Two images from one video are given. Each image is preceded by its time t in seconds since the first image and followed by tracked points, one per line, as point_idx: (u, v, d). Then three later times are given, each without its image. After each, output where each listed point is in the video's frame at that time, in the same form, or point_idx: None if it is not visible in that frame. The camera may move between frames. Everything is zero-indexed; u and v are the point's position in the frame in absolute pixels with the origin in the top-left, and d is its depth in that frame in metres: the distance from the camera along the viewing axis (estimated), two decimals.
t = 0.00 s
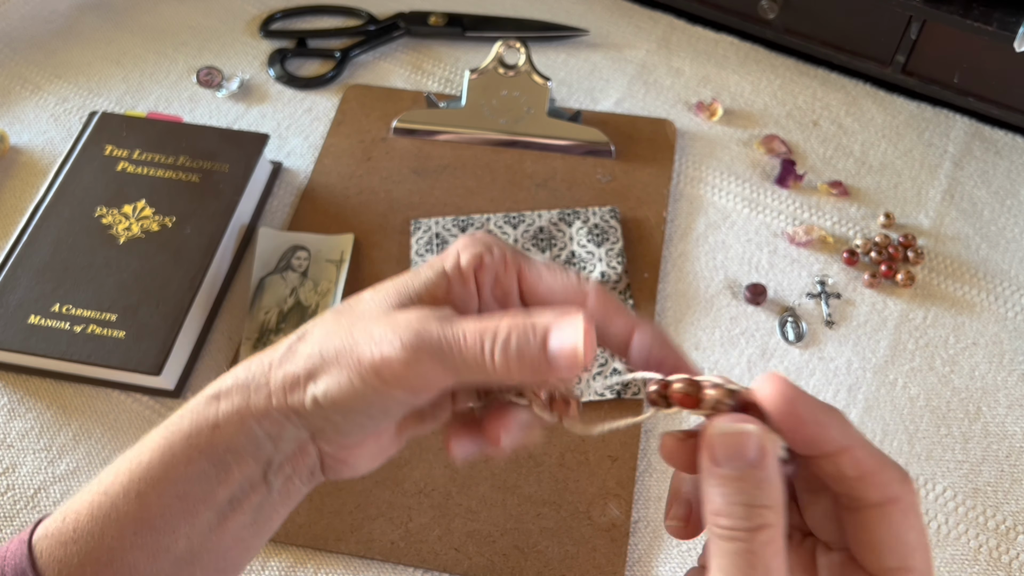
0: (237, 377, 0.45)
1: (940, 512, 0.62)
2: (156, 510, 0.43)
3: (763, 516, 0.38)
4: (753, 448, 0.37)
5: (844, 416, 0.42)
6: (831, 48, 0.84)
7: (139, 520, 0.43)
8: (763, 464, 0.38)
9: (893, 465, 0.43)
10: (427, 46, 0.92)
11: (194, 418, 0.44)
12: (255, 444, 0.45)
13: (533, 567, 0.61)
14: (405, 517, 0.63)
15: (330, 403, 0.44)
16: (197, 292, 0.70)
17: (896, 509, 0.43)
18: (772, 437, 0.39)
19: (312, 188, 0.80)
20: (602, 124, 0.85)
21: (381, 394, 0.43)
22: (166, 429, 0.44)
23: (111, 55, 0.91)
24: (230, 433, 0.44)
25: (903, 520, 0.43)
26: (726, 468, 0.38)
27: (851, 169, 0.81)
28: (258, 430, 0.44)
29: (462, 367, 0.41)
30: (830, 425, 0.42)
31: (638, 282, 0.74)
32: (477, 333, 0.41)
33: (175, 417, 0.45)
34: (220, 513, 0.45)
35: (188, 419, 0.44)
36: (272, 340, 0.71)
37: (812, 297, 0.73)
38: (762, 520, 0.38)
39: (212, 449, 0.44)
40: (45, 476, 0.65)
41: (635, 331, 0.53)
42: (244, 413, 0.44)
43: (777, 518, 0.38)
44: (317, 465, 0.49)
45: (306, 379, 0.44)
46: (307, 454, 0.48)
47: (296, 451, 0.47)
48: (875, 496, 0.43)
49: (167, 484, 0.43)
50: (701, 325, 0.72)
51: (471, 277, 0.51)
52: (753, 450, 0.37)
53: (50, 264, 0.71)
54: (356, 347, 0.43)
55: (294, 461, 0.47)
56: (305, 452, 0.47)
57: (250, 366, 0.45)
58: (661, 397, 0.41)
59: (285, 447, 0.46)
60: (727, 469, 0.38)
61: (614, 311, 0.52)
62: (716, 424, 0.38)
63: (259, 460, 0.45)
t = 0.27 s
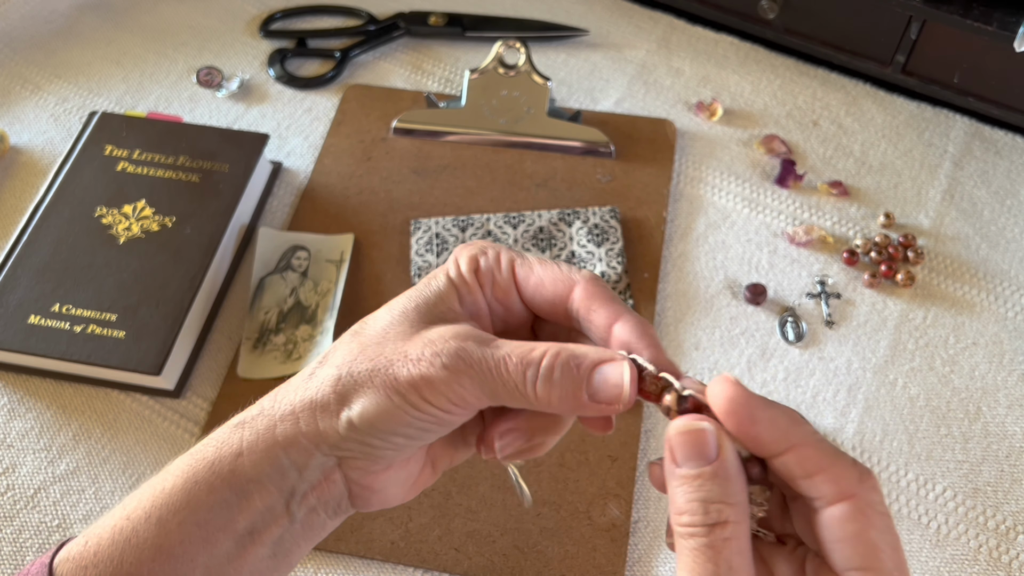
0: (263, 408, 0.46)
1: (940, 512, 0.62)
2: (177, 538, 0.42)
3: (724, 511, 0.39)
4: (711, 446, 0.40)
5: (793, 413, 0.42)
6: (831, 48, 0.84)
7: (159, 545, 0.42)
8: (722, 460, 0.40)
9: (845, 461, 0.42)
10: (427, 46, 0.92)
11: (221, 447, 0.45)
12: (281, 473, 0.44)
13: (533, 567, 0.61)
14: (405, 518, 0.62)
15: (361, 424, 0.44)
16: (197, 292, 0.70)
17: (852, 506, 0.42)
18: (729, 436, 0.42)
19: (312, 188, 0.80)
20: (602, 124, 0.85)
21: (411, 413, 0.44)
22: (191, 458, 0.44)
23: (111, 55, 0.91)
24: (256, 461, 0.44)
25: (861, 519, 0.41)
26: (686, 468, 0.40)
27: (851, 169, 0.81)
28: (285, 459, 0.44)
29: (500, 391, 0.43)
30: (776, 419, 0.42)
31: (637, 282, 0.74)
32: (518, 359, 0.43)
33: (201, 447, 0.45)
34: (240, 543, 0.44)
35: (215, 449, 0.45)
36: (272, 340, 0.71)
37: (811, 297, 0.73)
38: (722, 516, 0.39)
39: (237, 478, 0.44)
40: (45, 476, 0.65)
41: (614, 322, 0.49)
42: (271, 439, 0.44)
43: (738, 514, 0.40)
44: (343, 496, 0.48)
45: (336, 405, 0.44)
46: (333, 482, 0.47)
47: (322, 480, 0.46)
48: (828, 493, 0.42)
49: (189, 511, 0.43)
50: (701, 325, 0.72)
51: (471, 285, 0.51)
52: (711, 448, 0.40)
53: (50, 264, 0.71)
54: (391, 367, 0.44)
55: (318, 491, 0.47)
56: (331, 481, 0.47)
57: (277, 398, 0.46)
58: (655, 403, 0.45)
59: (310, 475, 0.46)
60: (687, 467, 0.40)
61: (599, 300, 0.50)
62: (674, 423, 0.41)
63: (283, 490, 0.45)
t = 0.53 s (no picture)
0: (264, 426, 0.46)
1: (940, 512, 0.62)
2: (178, 555, 0.42)
3: (715, 490, 0.41)
4: (706, 424, 0.41)
5: (814, 405, 0.44)
6: (831, 48, 0.84)
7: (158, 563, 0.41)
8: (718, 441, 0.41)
9: (865, 451, 0.43)
10: (427, 46, 0.92)
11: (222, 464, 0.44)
12: (282, 493, 0.44)
13: (533, 567, 0.61)
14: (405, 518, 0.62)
15: (350, 433, 0.43)
16: (197, 292, 0.70)
17: (868, 496, 0.42)
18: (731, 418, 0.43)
19: (312, 188, 0.80)
20: (602, 124, 0.85)
21: (399, 415, 0.43)
22: (192, 475, 0.44)
23: (110, 55, 0.91)
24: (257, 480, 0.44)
25: (877, 510, 0.42)
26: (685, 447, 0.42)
27: (851, 169, 0.81)
28: (286, 478, 0.44)
29: (484, 368, 0.44)
30: (789, 414, 0.43)
31: (637, 282, 0.74)
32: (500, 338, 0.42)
33: (203, 462, 0.45)
34: (241, 561, 0.44)
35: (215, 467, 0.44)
36: (272, 340, 0.71)
37: (811, 297, 0.73)
38: (714, 494, 0.41)
39: (238, 496, 0.43)
40: (45, 476, 0.65)
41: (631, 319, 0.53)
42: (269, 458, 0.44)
43: (731, 493, 0.41)
44: (344, 514, 0.48)
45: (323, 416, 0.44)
46: (335, 501, 0.47)
47: (324, 499, 0.46)
48: (846, 482, 0.42)
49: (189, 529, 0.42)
50: (701, 325, 0.72)
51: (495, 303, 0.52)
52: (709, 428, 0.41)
53: (50, 264, 0.71)
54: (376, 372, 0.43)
55: (320, 510, 0.47)
56: (332, 501, 0.47)
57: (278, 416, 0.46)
58: (657, 392, 0.47)
59: (311, 494, 0.45)
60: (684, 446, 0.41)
61: (619, 297, 0.54)
62: (676, 402, 0.43)
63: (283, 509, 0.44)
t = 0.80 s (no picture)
0: (274, 402, 0.46)
1: (940, 512, 0.62)
2: (185, 531, 0.42)
3: (744, 507, 0.41)
4: (733, 442, 0.41)
5: (821, 419, 0.44)
6: (831, 48, 0.84)
7: (166, 539, 0.42)
8: (746, 458, 0.41)
9: (872, 472, 0.43)
10: (427, 46, 0.92)
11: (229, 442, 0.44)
12: (291, 470, 0.44)
13: (533, 567, 0.61)
14: (405, 518, 0.63)
15: (373, 423, 0.44)
16: (197, 292, 0.70)
17: (873, 518, 0.42)
18: (753, 433, 0.43)
19: (312, 188, 0.80)
20: (602, 124, 0.85)
21: (425, 416, 0.44)
22: (198, 451, 0.44)
23: (111, 55, 0.91)
24: (265, 459, 0.44)
25: (882, 532, 0.42)
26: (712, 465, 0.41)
27: (851, 169, 0.81)
28: (295, 456, 0.44)
29: (523, 385, 0.43)
30: (797, 427, 0.43)
31: (637, 282, 0.74)
32: (546, 360, 0.43)
33: (209, 438, 0.45)
34: (248, 537, 0.44)
35: (223, 444, 0.44)
36: (272, 340, 0.71)
37: (811, 297, 0.73)
38: (743, 512, 0.41)
39: (245, 474, 0.44)
40: (45, 476, 0.65)
41: (647, 324, 0.52)
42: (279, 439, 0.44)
43: (758, 509, 0.41)
44: (353, 492, 0.49)
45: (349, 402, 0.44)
46: (344, 479, 0.48)
47: (333, 476, 0.47)
48: (848, 502, 0.43)
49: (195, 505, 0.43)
50: (700, 325, 0.72)
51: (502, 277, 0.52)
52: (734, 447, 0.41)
53: (50, 264, 0.71)
54: (405, 367, 0.44)
55: (330, 486, 0.47)
56: (342, 477, 0.47)
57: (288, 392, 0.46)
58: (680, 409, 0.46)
59: (322, 471, 0.46)
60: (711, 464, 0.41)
61: (633, 303, 0.53)
62: (699, 419, 0.42)
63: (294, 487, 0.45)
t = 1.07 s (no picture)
0: (277, 408, 0.46)
1: (940, 512, 0.62)
2: (188, 536, 0.42)
3: (731, 508, 0.43)
4: (721, 446, 0.43)
5: (799, 424, 0.45)
6: (831, 48, 0.84)
7: (168, 542, 0.41)
8: (732, 460, 0.43)
9: (850, 475, 0.45)
10: (427, 46, 0.92)
11: (233, 447, 0.44)
12: (294, 476, 0.44)
13: (533, 567, 0.61)
14: (405, 518, 0.63)
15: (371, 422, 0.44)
16: (197, 292, 0.70)
17: (854, 518, 0.44)
18: (736, 434, 0.45)
19: (312, 188, 0.80)
20: (602, 124, 0.85)
21: (419, 406, 0.43)
22: (203, 456, 0.44)
23: (110, 55, 0.91)
24: (269, 463, 0.44)
25: (863, 531, 0.44)
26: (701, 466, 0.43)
27: (851, 169, 0.81)
28: (297, 462, 0.44)
29: (506, 367, 0.43)
30: (778, 430, 0.45)
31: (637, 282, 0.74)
32: (525, 338, 0.43)
33: (213, 445, 0.45)
34: (251, 543, 0.44)
35: (227, 450, 0.44)
36: (272, 340, 0.71)
37: (811, 297, 0.73)
38: (730, 512, 0.43)
39: (249, 478, 0.43)
40: (45, 476, 0.65)
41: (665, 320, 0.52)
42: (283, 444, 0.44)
43: (744, 510, 0.43)
44: (355, 499, 0.49)
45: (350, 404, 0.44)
46: (346, 487, 0.47)
47: (335, 483, 0.47)
48: (831, 504, 0.44)
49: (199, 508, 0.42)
50: (700, 325, 0.72)
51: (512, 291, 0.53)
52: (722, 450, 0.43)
53: (50, 264, 0.71)
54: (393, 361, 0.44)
55: (331, 494, 0.47)
56: (343, 485, 0.47)
57: (290, 400, 0.46)
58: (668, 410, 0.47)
59: (323, 478, 0.46)
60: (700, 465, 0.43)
61: (649, 298, 0.53)
62: (688, 421, 0.44)
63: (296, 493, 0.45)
